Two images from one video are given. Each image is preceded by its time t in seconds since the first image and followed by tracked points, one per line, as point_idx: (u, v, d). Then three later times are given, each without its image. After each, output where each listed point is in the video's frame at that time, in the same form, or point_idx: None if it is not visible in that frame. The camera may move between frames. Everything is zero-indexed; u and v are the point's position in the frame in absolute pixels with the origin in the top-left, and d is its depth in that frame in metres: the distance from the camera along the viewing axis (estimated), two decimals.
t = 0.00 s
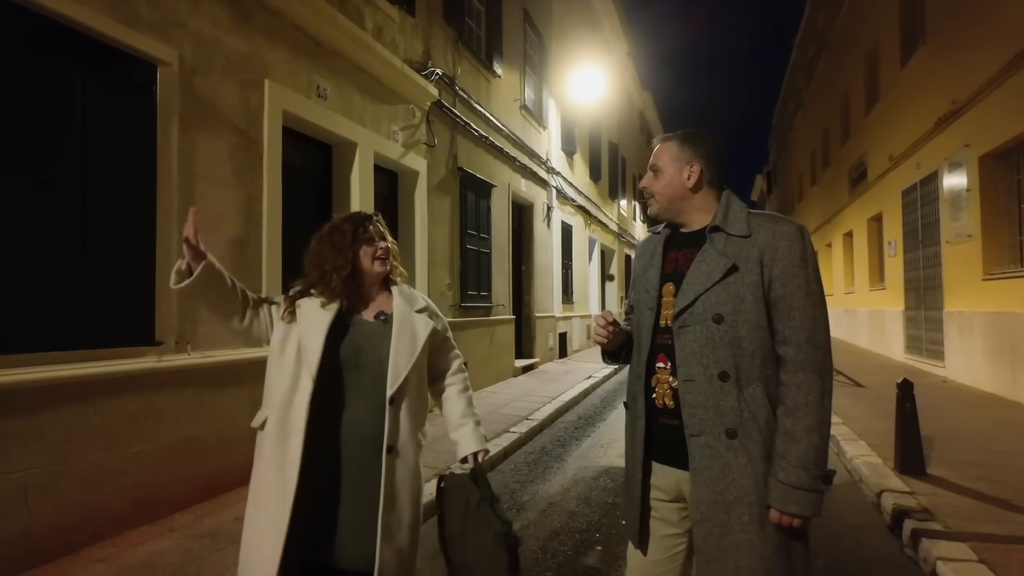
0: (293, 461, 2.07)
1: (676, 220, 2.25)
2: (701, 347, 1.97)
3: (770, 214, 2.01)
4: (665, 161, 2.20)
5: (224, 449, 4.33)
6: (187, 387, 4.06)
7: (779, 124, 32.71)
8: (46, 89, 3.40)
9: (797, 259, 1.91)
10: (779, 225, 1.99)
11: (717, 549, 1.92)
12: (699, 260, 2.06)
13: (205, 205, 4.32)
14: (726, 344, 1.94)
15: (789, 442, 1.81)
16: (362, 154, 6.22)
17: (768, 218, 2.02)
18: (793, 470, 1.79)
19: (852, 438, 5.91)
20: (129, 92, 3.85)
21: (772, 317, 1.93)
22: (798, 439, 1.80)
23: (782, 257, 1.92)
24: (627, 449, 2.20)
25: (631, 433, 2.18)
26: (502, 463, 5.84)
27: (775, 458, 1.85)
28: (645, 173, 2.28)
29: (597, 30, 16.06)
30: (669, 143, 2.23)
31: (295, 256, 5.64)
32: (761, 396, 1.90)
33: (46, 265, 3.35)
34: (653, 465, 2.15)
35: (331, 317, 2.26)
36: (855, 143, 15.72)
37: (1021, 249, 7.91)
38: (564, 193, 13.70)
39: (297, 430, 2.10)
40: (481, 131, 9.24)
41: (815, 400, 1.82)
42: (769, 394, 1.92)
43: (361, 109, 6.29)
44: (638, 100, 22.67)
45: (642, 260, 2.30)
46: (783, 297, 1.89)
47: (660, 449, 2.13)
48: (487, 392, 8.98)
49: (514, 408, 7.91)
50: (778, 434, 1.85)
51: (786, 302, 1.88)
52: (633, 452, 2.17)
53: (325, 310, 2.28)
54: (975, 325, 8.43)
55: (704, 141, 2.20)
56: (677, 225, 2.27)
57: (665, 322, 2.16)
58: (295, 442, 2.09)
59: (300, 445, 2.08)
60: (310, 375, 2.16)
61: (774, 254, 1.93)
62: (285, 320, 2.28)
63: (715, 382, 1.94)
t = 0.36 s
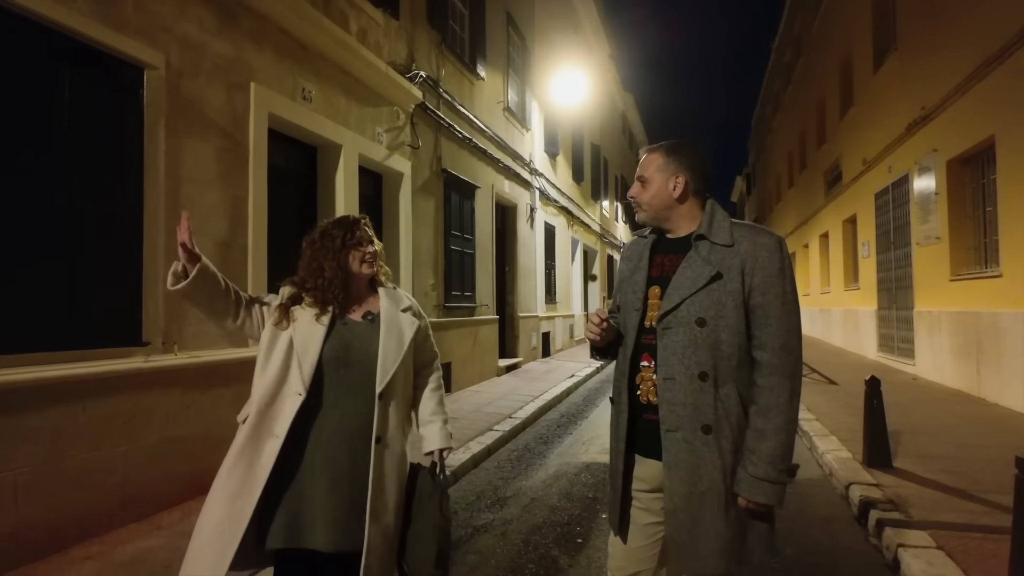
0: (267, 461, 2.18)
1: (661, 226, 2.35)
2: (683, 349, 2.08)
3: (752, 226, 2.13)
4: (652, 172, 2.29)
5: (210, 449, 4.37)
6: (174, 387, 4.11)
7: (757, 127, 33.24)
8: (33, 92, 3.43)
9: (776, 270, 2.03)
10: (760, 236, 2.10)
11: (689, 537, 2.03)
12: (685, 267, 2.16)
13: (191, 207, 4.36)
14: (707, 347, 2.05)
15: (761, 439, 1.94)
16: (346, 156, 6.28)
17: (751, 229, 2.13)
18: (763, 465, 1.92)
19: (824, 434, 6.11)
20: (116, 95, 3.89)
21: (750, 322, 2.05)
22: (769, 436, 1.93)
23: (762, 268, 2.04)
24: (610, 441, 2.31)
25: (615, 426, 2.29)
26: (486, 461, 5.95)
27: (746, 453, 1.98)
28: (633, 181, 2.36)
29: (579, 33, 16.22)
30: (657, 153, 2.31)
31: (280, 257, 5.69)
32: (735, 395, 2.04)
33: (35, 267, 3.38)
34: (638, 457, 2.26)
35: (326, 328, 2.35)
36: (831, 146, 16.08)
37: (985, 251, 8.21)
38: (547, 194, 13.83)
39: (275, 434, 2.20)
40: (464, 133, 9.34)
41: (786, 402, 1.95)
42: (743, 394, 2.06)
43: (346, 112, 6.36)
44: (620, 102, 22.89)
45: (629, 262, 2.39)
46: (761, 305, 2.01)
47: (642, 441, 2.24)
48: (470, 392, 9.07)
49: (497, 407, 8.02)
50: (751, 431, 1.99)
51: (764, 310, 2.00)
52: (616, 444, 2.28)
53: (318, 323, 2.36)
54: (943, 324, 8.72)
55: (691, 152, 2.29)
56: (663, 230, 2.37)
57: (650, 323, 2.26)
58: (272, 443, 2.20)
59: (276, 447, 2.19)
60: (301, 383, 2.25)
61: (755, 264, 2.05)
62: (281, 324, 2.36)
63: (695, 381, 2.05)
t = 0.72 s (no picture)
0: (284, 449, 2.28)
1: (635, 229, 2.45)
2: (657, 346, 2.15)
3: (721, 229, 2.22)
4: (627, 178, 2.39)
5: (201, 446, 4.45)
6: (164, 385, 4.18)
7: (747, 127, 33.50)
8: (24, 96, 3.50)
9: (743, 271, 2.12)
10: (729, 239, 2.19)
11: (664, 523, 2.11)
12: (659, 267, 2.23)
13: (181, 208, 4.43)
14: (680, 343, 2.12)
15: (734, 430, 2.02)
16: (335, 158, 6.37)
17: (720, 232, 2.22)
18: (737, 455, 2.00)
19: (804, 430, 6.26)
20: (107, 98, 3.96)
21: (720, 321, 2.13)
22: (742, 428, 2.01)
23: (730, 270, 2.12)
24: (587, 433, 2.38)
25: (593, 418, 2.36)
26: (474, 457, 6.05)
27: (720, 444, 2.05)
28: (609, 186, 2.46)
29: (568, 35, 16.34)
30: (631, 161, 2.41)
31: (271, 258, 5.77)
32: (707, 388, 2.11)
33: (28, 267, 3.46)
34: (615, 448, 2.33)
35: (322, 319, 2.43)
36: (817, 148, 16.28)
37: (962, 251, 8.40)
38: (537, 194, 13.94)
39: (288, 423, 2.30)
40: (454, 134, 9.43)
41: (756, 394, 2.03)
42: (714, 388, 2.13)
43: (335, 114, 6.44)
44: (610, 103, 23.04)
45: (606, 262, 2.48)
46: (731, 304, 2.09)
47: (619, 433, 2.32)
48: (460, 390, 9.17)
49: (486, 405, 8.13)
50: (724, 423, 2.06)
51: (733, 309, 2.09)
52: (594, 436, 2.35)
53: (314, 315, 2.44)
54: (923, 322, 8.91)
55: (663, 160, 2.39)
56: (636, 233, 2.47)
57: (626, 320, 2.34)
58: (286, 432, 2.30)
59: (292, 435, 2.29)
60: (305, 373, 2.34)
61: (724, 266, 2.13)
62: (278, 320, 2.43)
63: (669, 376, 2.12)
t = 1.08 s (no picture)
0: (316, 435, 2.32)
1: (616, 233, 2.54)
2: (635, 343, 2.26)
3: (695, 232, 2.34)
4: (607, 184, 2.50)
5: (198, 442, 4.55)
6: (163, 383, 4.28)
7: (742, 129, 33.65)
8: (26, 101, 3.59)
9: (715, 273, 2.24)
10: (702, 242, 2.30)
11: (641, 510, 2.22)
12: (636, 269, 2.34)
13: (179, 209, 4.53)
14: (656, 341, 2.23)
15: (704, 422, 2.14)
16: (331, 160, 6.47)
17: (693, 236, 2.33)
18: (707, 445, 2.13)
19: (791, 427, 6.38)
20: (107, 103, 4.06)
21: (693, 319, 2.24)
22: (711, 420, 2.14)
23: (703, 271, 2.24)
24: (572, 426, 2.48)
25: (577, 412, 2.46)
26: (467, 454, 6.16)
27: (693, 435, 2.17)
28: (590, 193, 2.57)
29: (562, 36, 16.45)
30: (610, 169, 2.53)
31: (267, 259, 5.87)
32: (680, 384, 2.23)
33: (30, 268, 3.56)
34: (597, 440, 2.43)
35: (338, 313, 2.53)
36: (810, 149, 16.42)
37: (947, 252, 8.55)
38: (532, 195, 14.05)
39: (316, 410, 2.34)
40: (448, 135, 9.53)
41: (725, 389, 2.15)
42: (687, 383, 2.25)
43: (331, 116, 6.54)
44: (605, 104, 23.16)
45: (588, 265, 2.59)
46: (703, 303, 2.21)
47: (600, 425, 2.42)
48: (455, 389, 9.28)
49: (480, 403, 8.24)
50: (696, 416, 2.18)
51: (705, 308, 2.20)
52: (577, 429, 2.46)
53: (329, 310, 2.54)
54: (910, 322, 9.04)
55: (640, 168, 2.51)
56: (617, 236, 2.56)
57: (607, 320, 2.45)
58: (315, 420, 2.34)
59: (322, 421, 2.34)
60: (330, 358, 2.42)
61: (697, 267, 2.25)
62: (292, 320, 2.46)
63: (645, 371, 2.23)
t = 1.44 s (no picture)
0: (341, 434, 2.43)
1: (608, 235, 2.63)
2: (624, 342, 2.34)
3: (681, 234, 2.42)
4: (600, 187, 2.58)
5: (200, 440, 4.62)
6: (165, 381, 4.35)
7: (738, 129, 33.78)
8: (32, 104, 3.66)
9: (700, 274, 2.32)
10: (688, 244, 2.38)
11: (630, 503, 2.31)
12: (625, 271, 2.43)
13: (181, 210, 4.60)
14: (644, 340, 2.31)
15: (690, 418, 2.22)
16: (330, 161, 6.54)
17: (680, 238, 2.41)
18: (692, 440, 2.21)
19: (784, 425, 6.47)
20: (111, 106, 4.12)
21: (680, 318, 2.32)
22: (696, 415, 2.21)
23: (688, 272, 2.32)
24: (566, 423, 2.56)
25: (571, 409, 2.55)
26: (465, 452, 6.24)
27: (679, 430, 2.25)
28: (584, 195, 2.64)
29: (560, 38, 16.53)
30: (603, 172, 2.60)
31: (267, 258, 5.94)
32: (667, 381, 2.31)
33: (37, 268, 3.63)
34: (589, 435, 2.51)
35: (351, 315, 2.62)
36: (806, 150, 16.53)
37: (939, 253, 8.66)
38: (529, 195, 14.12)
39: (339, 410, 2.45)
40: (447, 136, 9.60)
41: (710, 385, 2.23)
42: (675, 380, 2.33)
43: (330, 118, 6.61)
44: (603, 105, 23.24)
45: (580, 268, 2.69)
46: (688, 303, 2.29)
47: (592, 421, 2.51)
48: (453, 388, 9.35)
49: (477, 402, 8.32)
50: (681, 412, 2.26)
51: (690, 308, 2.28)
52: (570, 425, 2.54)
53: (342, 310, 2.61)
54: (903, 322, 9.14)
55: (631, 172, 2.59)
56: (609, 239, 2.65)
57: (598, 320, 2.53)
58: (339, 418, 2.44)
59: (346, 420, 2.45)
60: (348, 358, 2.53)
61: (683, 269, 2.33)
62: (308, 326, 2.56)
63: (634, 369, 2.31)
